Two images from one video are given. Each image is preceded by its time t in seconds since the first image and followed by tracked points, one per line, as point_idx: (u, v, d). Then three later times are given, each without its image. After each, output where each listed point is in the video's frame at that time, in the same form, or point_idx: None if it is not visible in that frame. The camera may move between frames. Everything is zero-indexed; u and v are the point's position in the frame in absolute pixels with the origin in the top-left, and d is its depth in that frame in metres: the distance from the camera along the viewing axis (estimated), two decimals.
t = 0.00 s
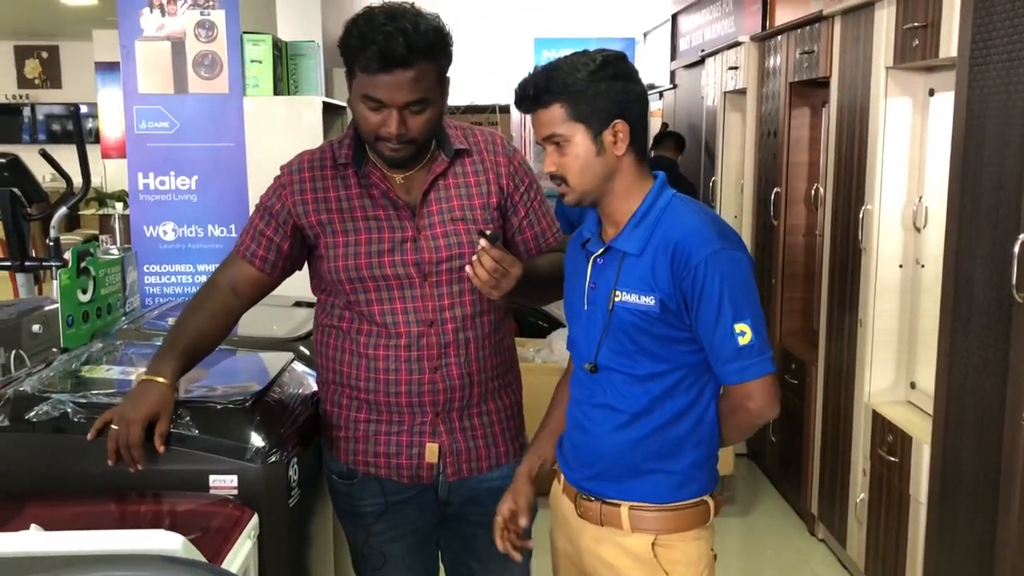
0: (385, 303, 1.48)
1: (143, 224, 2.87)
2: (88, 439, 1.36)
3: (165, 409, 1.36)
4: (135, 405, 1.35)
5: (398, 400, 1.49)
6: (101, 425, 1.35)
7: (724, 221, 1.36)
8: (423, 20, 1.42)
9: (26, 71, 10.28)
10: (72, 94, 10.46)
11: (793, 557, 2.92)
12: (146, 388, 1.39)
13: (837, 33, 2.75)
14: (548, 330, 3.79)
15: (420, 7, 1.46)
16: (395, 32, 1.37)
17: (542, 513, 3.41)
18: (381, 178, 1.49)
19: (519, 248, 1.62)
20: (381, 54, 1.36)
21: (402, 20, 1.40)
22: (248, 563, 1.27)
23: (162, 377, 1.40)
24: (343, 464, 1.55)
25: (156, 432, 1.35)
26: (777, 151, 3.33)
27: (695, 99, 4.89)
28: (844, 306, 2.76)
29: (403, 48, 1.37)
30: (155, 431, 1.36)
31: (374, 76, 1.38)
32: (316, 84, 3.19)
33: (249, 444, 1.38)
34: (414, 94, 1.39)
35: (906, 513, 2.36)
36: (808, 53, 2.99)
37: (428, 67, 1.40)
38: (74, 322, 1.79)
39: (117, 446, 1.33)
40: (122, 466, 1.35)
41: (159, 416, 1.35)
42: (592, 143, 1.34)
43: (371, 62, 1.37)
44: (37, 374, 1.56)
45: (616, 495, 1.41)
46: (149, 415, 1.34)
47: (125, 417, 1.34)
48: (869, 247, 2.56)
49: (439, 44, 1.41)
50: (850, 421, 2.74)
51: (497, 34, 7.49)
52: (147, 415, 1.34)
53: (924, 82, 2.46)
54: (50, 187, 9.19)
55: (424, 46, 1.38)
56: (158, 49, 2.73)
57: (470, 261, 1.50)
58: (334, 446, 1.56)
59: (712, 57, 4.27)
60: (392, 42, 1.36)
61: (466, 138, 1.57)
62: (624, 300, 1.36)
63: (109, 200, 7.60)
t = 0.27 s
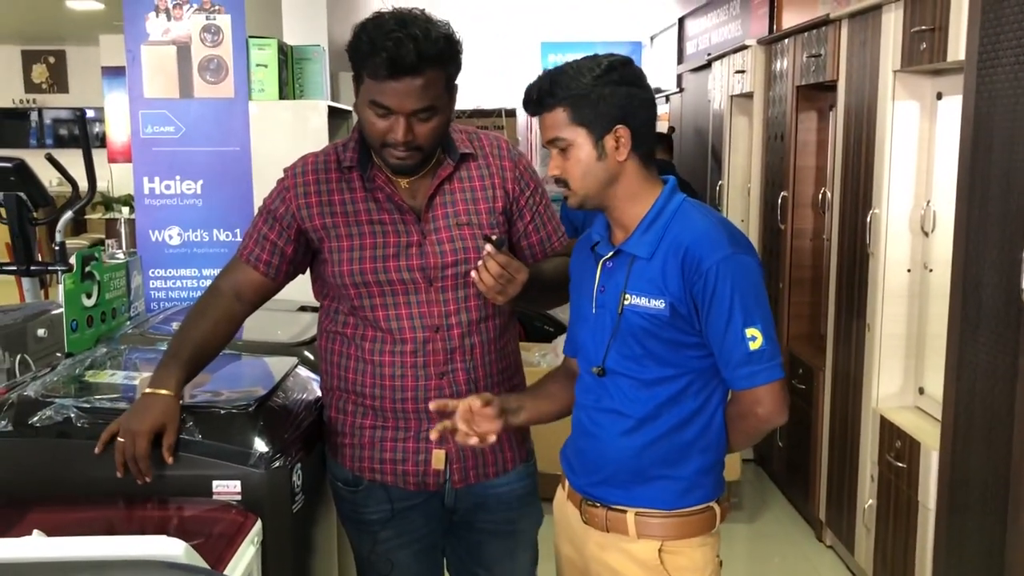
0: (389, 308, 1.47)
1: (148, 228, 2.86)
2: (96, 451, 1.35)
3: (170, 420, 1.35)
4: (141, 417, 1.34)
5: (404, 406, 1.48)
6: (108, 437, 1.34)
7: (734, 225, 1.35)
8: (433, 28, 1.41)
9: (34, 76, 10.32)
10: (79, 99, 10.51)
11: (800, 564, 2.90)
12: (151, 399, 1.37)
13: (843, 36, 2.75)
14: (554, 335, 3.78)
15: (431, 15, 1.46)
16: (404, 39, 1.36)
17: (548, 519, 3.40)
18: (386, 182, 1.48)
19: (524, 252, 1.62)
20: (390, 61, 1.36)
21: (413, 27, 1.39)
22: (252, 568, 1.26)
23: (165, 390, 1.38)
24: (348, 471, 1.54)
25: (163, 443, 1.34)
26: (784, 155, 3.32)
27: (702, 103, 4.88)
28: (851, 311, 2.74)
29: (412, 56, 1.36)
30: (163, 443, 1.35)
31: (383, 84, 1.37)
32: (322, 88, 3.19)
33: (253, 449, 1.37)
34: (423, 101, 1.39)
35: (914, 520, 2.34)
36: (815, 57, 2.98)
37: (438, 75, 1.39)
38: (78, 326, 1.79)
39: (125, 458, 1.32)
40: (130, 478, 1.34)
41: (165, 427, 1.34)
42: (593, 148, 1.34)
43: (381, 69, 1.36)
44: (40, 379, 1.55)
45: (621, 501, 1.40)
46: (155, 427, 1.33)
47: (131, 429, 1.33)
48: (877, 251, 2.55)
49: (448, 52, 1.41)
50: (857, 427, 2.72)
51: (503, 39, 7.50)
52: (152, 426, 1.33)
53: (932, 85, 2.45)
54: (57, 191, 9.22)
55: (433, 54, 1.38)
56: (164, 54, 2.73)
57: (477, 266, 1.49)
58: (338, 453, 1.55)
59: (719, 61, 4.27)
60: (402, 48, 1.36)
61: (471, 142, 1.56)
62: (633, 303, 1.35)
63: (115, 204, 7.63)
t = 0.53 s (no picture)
0: (397, 310, 1.47)
1: (156, 231, 2.87)
2: (105, 455, 1.36)
3: (180, 425, 1.36)
4: (150, 421, 1.35)
5: (413, 409, 1.48)
6: (117, 440, 1.35)
7: (747, 228, 1.35)
8: (440, 28, 1.42)
9: (43, 79, 10.38)
10: (87, 102, 10.56)
11: (808, 567, 2.89)
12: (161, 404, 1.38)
13: (850, 38, 2.74)
14: (560, 337, 3.78)
15: (440, 17, 1.46)
16: (412, 39, 1.37)
17: (555, 521, 3.40)
18: (395, 183, 1.48)
19: (531, 255, 1.62)
20: (398, 62, 1.36)
21: (421, 27, 1.40)
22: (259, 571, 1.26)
23: (174, 395, 1.39)
24: (357, 474, 1.54)
25: (173, 447, 1.35)
26: (791, 157, 3.32)
27: (708, 105, 4.88)
28: (858, 314, 2.74)
29: (420, 57, 1.36)
30: (173, 447, 1.36)
31: (390, 84, 1.38)
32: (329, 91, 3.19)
33: (262, 451, 1.37)
34: (430, 103, 1.39)
35: (922, 523, 2.34)
36: (822, 59, 2.98)
37: (445, 75, 1.40)
38: (87, 329, 1.79)
39: (134, 462, 1.33)
40: (140, 482, 1.35)
41: (175, 432, 1.35)
42: (608, 150, 1.34)
43: (388, 69, 1.37)
44: (50, 382, 1.56)
45: (631, 504, 1.40)
46: (164, 432, 1.34)
47: (141, 434, 1.33)
48: (884, 254, 2.54)
49: (456, 53, 1.41)
50: (864, 429, 2.71)
51: (509, 41, 7.51)
52: (162, 431, 1.34)
53: (939, 88, 2.44)
54: (65, 194, 9.27)
55: (441, 55, 1.38)
56: (172, 57, 2.74)
57: (485, 268, 1.49)
58: (347, 456, 1.55)
59: (725, 63, 4.26)
60: (409, 49, 1.36)
61: (479, 145, 1.57)
62: (645, 305, 1.35)
63: (123, 206, 7.66)
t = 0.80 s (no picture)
0: (400, 307, 1.46)
1: (159, 229, 2.86)
2: (109, 452, 1.35)
3: (183, 422, 1.36)
4: (153, 418, 1.34)
5: (416, 407, 1.48)
6: (120, 438, 1.34)
7: (754, 227, 1.34)
8: (441, 21, 1.41)
9: (47, 78, 10.39)
10: (91, 101, 10.57)
11: (812, 566, 2.88)
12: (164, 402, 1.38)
13: (856, 36, 2.73)
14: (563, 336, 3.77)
15: (440, 8, 1.45)
16: (413, 32, 1.36)
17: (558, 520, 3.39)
18: (399, 180, 1.48)
19: (536, 252, 1.61)
20: (400, 55, 1.35)
21: (423, 21, 1.39)
22: (262, 569, 1.26)
23: (177, 392, 1.39)
24: (360, 472, 1.53)
25: (176, 445, 1.35)
26: (796, 155, 3.31)
27: (713, 104, 4.87)
28: (864, 313, 2.73)
29: (421, 49, 1.36)
30: (176, 444, 1.35)
31: (393, 76, 1.37)
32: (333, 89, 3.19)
33: (265, 449, 1.37)
34: (433, 95, 1.38)
35: (927, 523, 2.33)
36: (827, 57, 2.97)
37: (446, 67, 1.39)
38: (90, 326, 1.79)
39: (137, 459, 1.32)
40: (143, 479, 1.35)
41: (178, 429, 1.35)
42: (623, 144, 1.34)
43: (390, 62, 1.36)
44: (53, 378, 1.56)
45: (638, 501, 1.40)
46: (167, 428, 1.34)
47: (143, 431, 1.33)
48: (890, 252, 2.53)
49: (458, 45, 1.40)
50: (870, 429, 2.70)
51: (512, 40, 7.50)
52: (165, 428, 1.34)
53: (946, 86, 2.43)
54: (69, 193, 9.27)
55: (443, 46, 1.37)
56: (176, 55, 2.73)
57: (488, 265, 1.49)
58: (349, 454, 1.55)
59: (730, 61, 4.25)
60: (411, 42, 1.35)
61: (482, 141, 1.56)
62: (652, 304, 1.35)
63: (126, 205, 7.66)
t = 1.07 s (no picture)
0: (402, 305, 1.46)
1: (161, 226, 2.86)
2: (111, 451, 1.35)
3: (185, 419, 1.35)
4: (155, 416, 1.34)
5: (418, 405, 1.47)
6: (121, 436, 1.34)
7: (760, 226, 1.34)
8: (441, 14, 1.40)
9: (49, 75, 10.40)
10: (93, 98, 10.57)
11: (814, 565, 2.88)
12: (164, 399, 1.38)
13: (861, 34, 2.72)
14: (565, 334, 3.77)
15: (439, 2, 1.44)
16: (414, 25, 1.36)
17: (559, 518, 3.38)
18: (399, 177, 1.48)
19: (538, 250, 1.61)
20: (401, 48, 1.35)
21: (423, 14, 1.38)
22: (263, 568, 1.25)
23: (178, 390, 1.39)
24: (362, 471, 1.53)
25: (177, 442, 1.34)
26: (799, 153, 3.30)
27: (716, 102, 4.85)
28: (867, 311, 2.72)
29: (423, 42, 1.35)
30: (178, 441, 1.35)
31: (395, 70, 1.37)
32: (335, 87, 3.18)
33: (266, 447, 1.37)
34: (435, 89, 1.38)
35: (930, 522, 2.32)
36: (831, 55, 2.96)
37: (448, 60, 1.38)
38: (92, 323, 1.79)
39: (139, 457, 1.32)
40: (144, 476, 1.34)
41: (179, 426, 1.34)
42: (631, 141, 1.33)
43: (392, 56, 1.35)
44: (54, 376, 1.55)
45: (642, 500, 1.39)
46: (169, 426, 1.34)
47: (145, 429, 1.33)
48: (893, 251, 2.52)
49: (458, 35, 1.39)
50: (872, 428, 2.70)
51: (515, 38, 7.49)
52: (166, 425, 1.33)
53: (950, 84, 2.42)
54: (71, 189, 9.28)
55: (444, 39, 1.37)
56: (178, 52, 2.72)
57: (490, 263, 1.48)
58: (352, 452, 1.54)
59: (733, 59, 4.24)
60: (413, 36, 1.35)
61: (484, 139, 1.55)
62: (656, 304, 1.35)
63: (128, 202, 7.66)
